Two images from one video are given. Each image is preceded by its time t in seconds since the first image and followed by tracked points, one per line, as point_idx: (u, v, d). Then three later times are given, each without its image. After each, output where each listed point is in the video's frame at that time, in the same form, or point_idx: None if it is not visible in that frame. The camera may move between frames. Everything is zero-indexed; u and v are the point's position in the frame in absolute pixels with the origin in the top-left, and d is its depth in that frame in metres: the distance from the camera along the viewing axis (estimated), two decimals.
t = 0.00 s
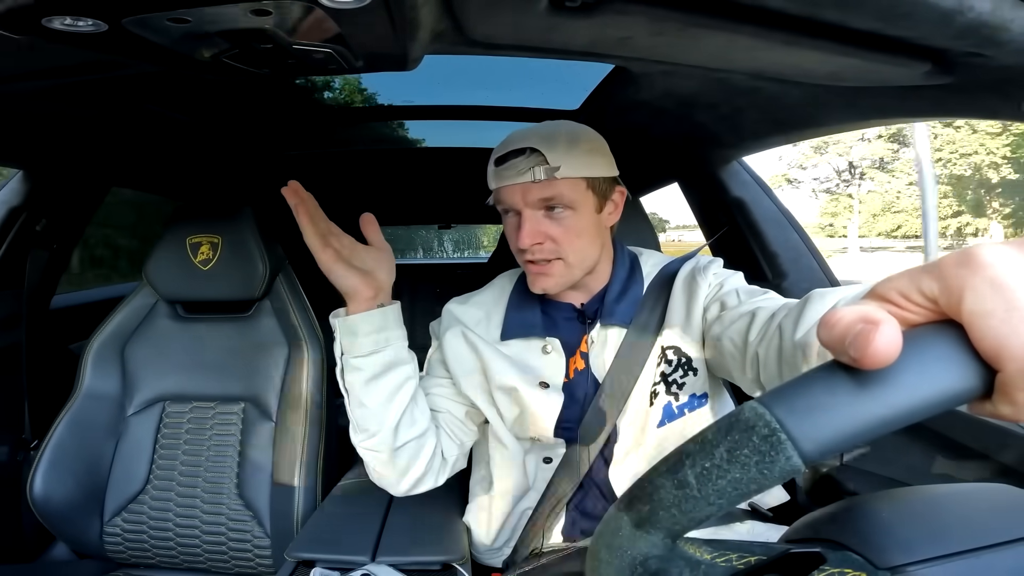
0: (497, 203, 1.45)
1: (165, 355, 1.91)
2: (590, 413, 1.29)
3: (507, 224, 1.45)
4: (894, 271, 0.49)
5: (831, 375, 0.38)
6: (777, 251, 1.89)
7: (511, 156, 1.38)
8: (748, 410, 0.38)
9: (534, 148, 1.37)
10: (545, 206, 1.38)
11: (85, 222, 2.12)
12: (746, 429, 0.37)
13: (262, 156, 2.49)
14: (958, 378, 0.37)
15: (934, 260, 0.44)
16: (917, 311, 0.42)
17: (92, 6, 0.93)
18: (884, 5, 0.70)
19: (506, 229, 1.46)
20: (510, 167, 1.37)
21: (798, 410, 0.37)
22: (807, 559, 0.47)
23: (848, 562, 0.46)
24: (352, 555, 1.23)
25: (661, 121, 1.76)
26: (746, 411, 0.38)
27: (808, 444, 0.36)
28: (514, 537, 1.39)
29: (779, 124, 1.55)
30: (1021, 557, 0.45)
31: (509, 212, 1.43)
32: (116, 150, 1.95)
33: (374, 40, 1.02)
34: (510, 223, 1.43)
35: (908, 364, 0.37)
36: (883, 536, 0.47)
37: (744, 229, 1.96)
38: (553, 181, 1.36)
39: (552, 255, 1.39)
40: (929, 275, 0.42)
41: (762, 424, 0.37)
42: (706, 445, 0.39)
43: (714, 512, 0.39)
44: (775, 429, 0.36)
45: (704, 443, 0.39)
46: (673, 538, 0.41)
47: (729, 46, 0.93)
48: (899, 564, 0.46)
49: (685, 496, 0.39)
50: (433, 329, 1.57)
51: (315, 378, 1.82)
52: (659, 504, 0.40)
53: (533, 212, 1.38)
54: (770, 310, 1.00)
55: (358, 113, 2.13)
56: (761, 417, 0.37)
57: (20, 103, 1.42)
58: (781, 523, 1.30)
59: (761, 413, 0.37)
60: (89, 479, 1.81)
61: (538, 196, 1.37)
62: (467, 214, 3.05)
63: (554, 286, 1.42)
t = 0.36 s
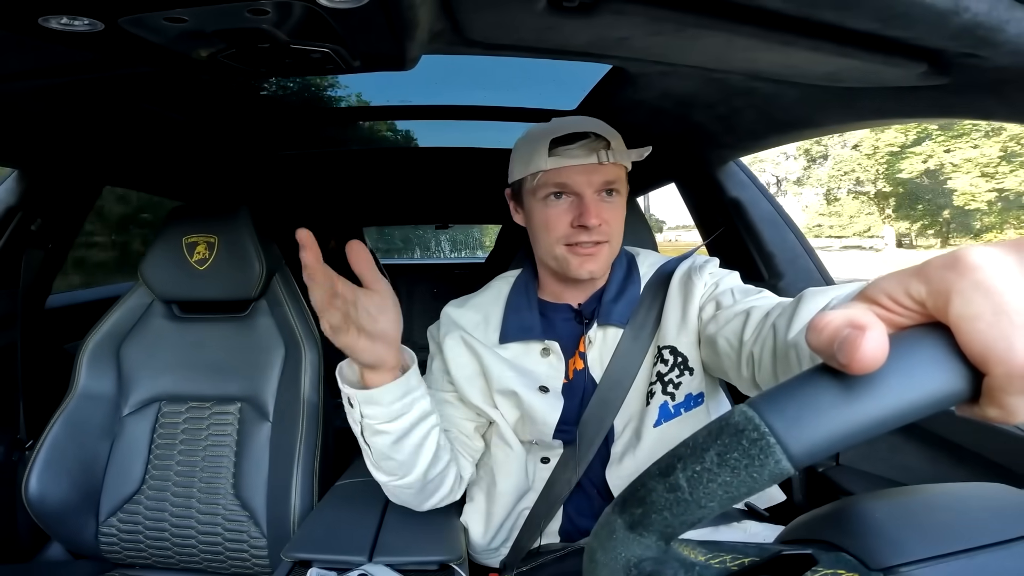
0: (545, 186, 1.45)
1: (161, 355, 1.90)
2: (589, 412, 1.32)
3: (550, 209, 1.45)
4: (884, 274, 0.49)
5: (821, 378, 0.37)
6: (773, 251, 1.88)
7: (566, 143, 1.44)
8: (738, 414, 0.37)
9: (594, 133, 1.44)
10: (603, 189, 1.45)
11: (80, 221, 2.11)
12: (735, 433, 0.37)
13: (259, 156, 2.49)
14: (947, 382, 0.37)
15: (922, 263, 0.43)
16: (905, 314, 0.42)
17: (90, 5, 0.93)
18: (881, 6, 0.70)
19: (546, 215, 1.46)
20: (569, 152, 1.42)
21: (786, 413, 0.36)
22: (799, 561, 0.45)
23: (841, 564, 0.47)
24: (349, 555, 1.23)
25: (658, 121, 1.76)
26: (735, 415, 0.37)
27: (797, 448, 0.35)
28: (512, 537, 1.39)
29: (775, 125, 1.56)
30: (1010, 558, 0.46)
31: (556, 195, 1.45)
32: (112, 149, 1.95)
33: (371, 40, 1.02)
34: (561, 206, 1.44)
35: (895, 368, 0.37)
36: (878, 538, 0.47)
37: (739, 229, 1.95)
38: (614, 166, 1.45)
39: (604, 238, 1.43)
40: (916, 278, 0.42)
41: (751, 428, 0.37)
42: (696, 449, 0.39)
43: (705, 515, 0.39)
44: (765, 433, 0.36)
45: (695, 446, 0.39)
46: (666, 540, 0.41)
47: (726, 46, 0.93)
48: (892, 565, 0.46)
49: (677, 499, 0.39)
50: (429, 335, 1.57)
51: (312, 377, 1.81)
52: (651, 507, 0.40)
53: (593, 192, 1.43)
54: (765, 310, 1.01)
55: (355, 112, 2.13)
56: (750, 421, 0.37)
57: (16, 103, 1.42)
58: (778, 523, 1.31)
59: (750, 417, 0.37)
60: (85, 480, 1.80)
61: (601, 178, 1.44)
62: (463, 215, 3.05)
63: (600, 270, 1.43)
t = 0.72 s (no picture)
0: (570, 177, 1.45)
1: (158, 355, 1.90)
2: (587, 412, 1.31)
3: (571, 201, 1.45)
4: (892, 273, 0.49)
5: (829, 373, 0.38)
6: (770, 252, 1.89)
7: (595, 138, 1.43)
8: (747, 408, 0.37)
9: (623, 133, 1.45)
10: (626, 189, 1.45)
11: (77, 221, 2.10)
12: (744, 427, 0.37)
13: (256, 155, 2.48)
14: (955, 377, 0.37)
15: (931, 261, 0.43)
16: (917, 312, 0.41)
17: (87, 5, 0.93)
18: (879, 7, 0.71)
19: (567, 207, 1.45)
20: (600, 147, 1.42)
21: (795, 407, 0.36)
22: (803, 558, 0.46)
23: (844, 562, 0.46)
24: (346, 556, 1.23)
25: (656, 122, 1.76)
26: (744, 410, 0.37)
27: (805, 443, 0.36)
28: (509, 537, 1.38)
29: (773, 126, 1.56)
30: (1009, 558, 0.46)
31: (579, 188, 1.45)
32: (110, 149, 1.95)
33: (370, 40, 1.02)
34: (584, 199, 1.44)
35: (904, 364, 0.37)
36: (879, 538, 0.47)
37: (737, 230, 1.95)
38: (637, 168, 1.45)
39: (621, 237, 1.43)
40: (927, 276, 0.41)
41: (761, 422, 0.36)
42: (704, 444, 0.39)
43: (712, 510, 0.39)
44: (774, 428, 0.36)
45: (703, 441, 0.39)
46: (670, 536, 0.41)
47: (725, 47, 0.94)
48: (894, 564, 0.46)
49: (683, 494, 0.39)
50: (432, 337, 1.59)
51: (309, 378, 1.81)
52: (656, 503, 0.40)
53: (617, 190, 1.44)
54: (764, 310, 1.01)
55: (353, 112, 2.12)
56: (759, 416, 0.37)
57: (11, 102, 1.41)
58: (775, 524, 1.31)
59: (759, 411, 0.37)
60: (80, 480, 1.79)
61: (625, 177, 1.44)
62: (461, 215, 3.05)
63: (611, 267, 1.44)
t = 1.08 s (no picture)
0: (564, 175, 1.45)
1: (153, 355, 1.89)
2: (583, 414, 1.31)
3: (566, 200, 1.45)
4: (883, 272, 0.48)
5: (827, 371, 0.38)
6: (766, 252, 1.90)
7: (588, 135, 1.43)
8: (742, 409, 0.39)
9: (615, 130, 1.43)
10: (621, 185, 1.44)
11: (71, 221, 2.09)
12: (740, 428, 0.39)
13: (252, 155, 2.47)
14: (951, 377, 0.37)
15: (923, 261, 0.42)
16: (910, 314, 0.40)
17: (82, 5, 0.92)
18: (874, 7, 0.71)
19: (562, 206, 1.46)
20: (592, 144, 1.41)
21: (792, 404, 0.37)
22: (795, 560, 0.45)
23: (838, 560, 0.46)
24: (344, 556, 1.23)
25: (653, 122, 1.77)
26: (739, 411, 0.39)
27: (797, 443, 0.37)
28: (507, 538, 1.38)
29: (769, 126, 1.57)
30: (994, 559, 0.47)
31: (574, 186, 1.45)
32: (105, 149, 1.94)
33: (367, 41, 1.02)
34: (578, 197, 1.44)
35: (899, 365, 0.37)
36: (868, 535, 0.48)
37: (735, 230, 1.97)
38: (630, 165, 1.44)
39: (616, 234, 1.45)
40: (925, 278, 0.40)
41: (756, 423, 0.38)
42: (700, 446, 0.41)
43: (708, 510, 0.41)
44: (769, 429, 0.38)
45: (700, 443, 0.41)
46: (667, 535, 0.43)
47: (720, 47, 0.94)
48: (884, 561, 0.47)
49: (681, 494, 0.41)
50: (427, 339, 1.58)
51: (306, 378, 1.80)
52: (655, 502, 0.42)
53: (611, 187, 1.43)
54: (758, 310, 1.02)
55: (348, 111, 2.12)
56: (753, 417, 0.38)
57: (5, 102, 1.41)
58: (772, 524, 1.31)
59: (754, 412, 0.38)
60: (77, 482, 1.79)
61: (619, 174, 1.43)
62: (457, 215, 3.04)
63: (606, 268, 1.45)
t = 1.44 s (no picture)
0: (571, 170, 1.46)
1: (149, 355, 1.89)
2: (582, 410, 1.32)
3: (575, 193, 1.45)
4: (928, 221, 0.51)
5: (827, 372, 0.37)
6: (763, 251, 1.89)
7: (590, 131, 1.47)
8: (736, 411, 0.37)
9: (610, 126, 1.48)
10: (623, 178, 1.47)
11: (66, 221, 2.08)
12: (734, 429, 0.37)
13: (249, 155, 2.47)
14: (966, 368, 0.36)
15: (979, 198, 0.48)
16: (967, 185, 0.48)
17: (78, 5, 0.92)
18: (870, 8, 0.71)
19: (570, 200, 1.45)
20: (595, 139, 1.44)
21: (784, 410, 0.36)
22: (793, 560, 0.47)
23: (835, 562, 0.46)
24: (341, 556, 1.22)
25: (650, 123, 1.77)
26: (733, 412, 0.37)
27: (794, 445, 0.36)
28: (505, 537, 1.38)
29: (766, 127, 1.57)
30: (999, 560, 0.44)
31: (581, 180, 1.45)
32: (101, 148, 1.93)
33: (365, 41, 1.02)
34: (586, 190, 1.45)
35: (900, 364, 0.36)
36: (870, 535, 0.47)
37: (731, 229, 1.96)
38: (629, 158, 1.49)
39: (625, 223, 1.45)
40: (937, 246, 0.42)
41: (750, 425, 0.37)
42: (694, 446, 0.39)
43: (703, 513, 0.39)
44: (763, 430, 0.36)
45: (693, 444, 0.39)
46: (662, 538, 0.41)
47: (717, 48, 0.94)
48: (884, 564, 0.45)
49: (674, 497, 0.39)
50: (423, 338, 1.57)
51: (303, 379, 1.80)
52: (647, 505, 0.40)
53: (616, 180, 1.45)
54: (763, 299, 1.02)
55: (347, 112, 2.12)
56: (748, 418, 0.37)
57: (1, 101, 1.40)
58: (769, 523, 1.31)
59: (748, 413, 0.37)
60: (73, 482, 1.78)
61: (622, 167, 1.46)
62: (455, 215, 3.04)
63: (618, 257, 1.44)
